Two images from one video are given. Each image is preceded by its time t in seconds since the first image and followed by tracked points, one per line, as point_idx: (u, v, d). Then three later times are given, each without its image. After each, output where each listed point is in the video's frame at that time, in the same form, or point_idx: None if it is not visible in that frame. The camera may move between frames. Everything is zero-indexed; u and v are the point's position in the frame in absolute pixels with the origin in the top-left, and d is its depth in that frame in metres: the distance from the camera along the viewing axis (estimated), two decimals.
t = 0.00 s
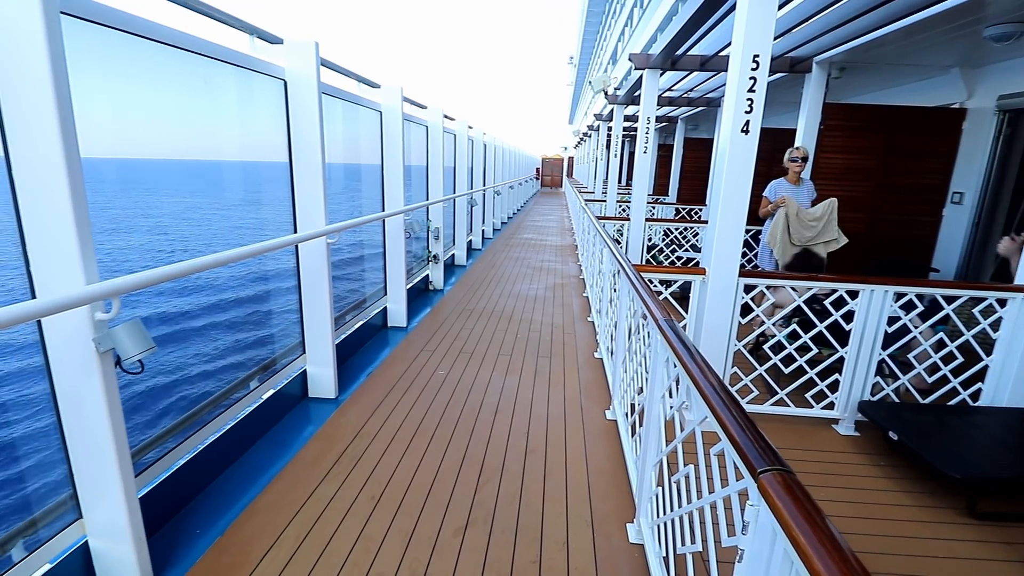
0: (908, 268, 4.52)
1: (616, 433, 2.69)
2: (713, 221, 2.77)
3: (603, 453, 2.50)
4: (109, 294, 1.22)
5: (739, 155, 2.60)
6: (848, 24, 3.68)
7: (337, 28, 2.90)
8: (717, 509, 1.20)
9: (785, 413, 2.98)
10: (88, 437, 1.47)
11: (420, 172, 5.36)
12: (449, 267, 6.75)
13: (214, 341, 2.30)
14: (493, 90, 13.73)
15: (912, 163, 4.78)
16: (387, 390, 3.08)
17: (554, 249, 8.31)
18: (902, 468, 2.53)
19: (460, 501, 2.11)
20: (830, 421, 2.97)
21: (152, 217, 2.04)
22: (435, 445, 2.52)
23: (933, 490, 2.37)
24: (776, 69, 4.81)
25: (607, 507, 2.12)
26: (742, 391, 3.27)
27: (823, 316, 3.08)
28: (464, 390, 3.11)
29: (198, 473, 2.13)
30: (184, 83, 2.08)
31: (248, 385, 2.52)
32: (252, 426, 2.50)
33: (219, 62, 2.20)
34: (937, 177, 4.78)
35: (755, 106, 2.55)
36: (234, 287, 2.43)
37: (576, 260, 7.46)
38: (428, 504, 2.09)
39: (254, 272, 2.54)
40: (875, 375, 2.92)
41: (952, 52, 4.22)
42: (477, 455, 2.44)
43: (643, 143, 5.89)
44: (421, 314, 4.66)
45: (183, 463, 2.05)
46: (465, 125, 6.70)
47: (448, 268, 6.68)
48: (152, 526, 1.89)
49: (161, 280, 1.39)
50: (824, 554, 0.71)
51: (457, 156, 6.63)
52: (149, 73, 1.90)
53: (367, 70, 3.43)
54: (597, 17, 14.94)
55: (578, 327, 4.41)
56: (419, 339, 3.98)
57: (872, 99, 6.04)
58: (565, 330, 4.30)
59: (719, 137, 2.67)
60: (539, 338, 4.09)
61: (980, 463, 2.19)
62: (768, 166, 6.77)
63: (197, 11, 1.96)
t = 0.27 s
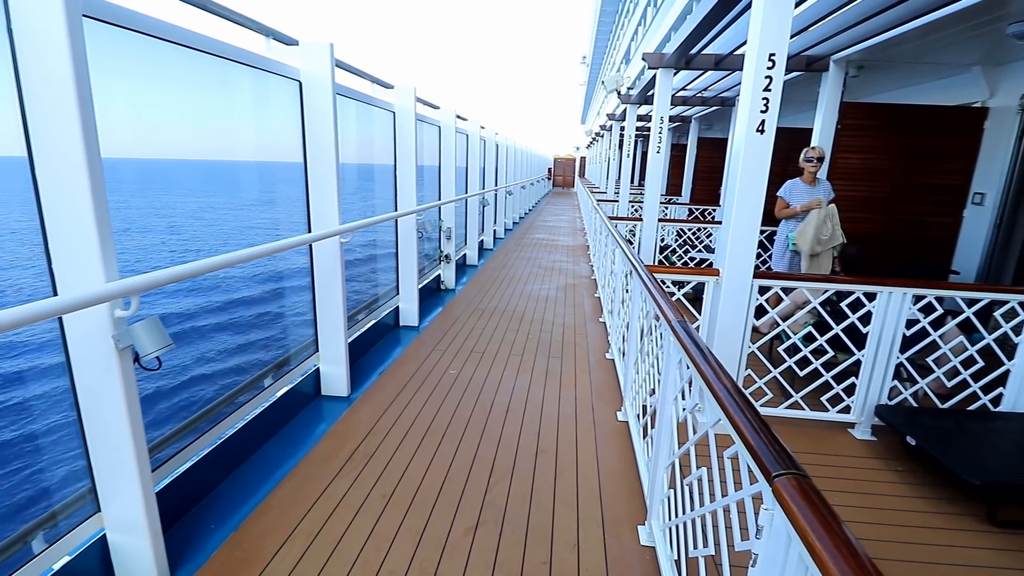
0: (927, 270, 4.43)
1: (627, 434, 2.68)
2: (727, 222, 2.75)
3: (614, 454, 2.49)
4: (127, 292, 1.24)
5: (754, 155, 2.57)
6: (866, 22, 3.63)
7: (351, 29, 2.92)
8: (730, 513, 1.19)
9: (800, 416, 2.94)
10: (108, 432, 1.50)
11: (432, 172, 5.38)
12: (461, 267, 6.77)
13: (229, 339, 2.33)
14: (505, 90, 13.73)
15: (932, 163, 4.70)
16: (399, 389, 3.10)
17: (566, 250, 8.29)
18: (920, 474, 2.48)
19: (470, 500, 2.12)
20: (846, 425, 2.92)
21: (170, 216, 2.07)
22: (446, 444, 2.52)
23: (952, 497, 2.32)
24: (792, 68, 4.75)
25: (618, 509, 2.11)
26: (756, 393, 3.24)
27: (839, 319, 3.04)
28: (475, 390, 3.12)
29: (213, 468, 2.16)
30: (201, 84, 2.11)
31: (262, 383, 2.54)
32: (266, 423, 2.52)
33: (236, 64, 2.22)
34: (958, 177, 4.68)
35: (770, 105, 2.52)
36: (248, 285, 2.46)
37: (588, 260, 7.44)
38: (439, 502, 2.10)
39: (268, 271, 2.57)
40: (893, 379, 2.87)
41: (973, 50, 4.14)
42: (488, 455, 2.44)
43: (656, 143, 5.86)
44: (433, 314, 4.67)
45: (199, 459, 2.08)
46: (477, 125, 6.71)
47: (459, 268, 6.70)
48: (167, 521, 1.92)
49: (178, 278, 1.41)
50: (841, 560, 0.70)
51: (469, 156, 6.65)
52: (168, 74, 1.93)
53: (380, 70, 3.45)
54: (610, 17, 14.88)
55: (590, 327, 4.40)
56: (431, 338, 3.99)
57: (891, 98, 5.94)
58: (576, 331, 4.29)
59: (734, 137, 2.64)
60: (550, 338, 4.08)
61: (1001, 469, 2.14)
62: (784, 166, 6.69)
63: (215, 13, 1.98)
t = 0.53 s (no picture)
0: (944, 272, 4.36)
1: (637, 435, 2.66)
2: (740, 222, 2.72)
3: (624, 455, 2.48)
4: (144, 290, 1.26)
5: (768, 155, 2.55)
6: (883, 21, 3.58)
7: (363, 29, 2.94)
8: (741, 516, 1.18)
9: (813, 419, 2.91)
10: (124, 428, 1.52)
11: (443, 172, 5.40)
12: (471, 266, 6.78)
13: (242, 337, 2.36)
14: (516, 90, 13.73)
15: (950, 163, 4.62)
16: (409, 388, 3.11)
17: (576, 250, 8.27)
18: (937, 480, 2.44)
19: (480, 500, 2.12)
20: (860, 428, 2.89)
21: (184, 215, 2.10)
22: (455, 443, 2.53)
23: (970, 503, 2.28)
24: (807, 67, 4.70)
25: (628, 511, 2.10)
26: (768, 396, 3.20)
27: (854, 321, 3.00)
28: (485, 389, 3.12)
29: (226, 465, 2.18)
30: (216, 85, 2.14)
31: (274, 381, 2.56)
32: (278, 421, 2.54)
33: (250, 64, 2.24)
34: (976, 178, 4.61)
35: (784, 104, 2.49)
36: (261, 284, 2.48)
37: (598, 261, 7.41)
38: (449, 501, 2.10)
39: (281, 270, 2.59)
40: (909, 382, 2.83)
41: (993, 48, 4.06)
42: (498, 454, 2.45)
43: (668, 143, 5.82)
44: (443, 313, 4.68)
45: (212, 455, 2.10)
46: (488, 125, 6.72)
47: (469, 268, 6.71)
48: (181, 516, 1.95)
49: (192, 276, 1.43)
50: (855, 564, 0.69)
51: (480, 156, 6.66)
52: (184, 76, 1.96)
53: (392, 71, 3.47)
54: (621, 16, 14.82)
55: (600, 328, 4.38)
56: (441, 338, 4.01)
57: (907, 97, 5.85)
58: (587, 331, 4.28)
59: (747, 136, 2.62)
60: (560, 338, 4.08)
61: (1020, 475, 2.10)
62: (797, 166, 6.62)
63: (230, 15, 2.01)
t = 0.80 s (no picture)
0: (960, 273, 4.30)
1: (647, 436, 2.65)
2: (753, 223, 2.69)
3: (633, 457, 2.47)
4: (158, 289, 1.27)
5: (780, 154, 2.52)
6: (899, 19, 3.52)
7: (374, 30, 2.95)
8: (752, 519, 1.17)
9: (826, 422, 2.88)
10: (139, 424, 1.54)
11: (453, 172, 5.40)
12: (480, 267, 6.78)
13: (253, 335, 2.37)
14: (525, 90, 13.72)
15: (967, 163, 4.55)
16: (418, 387, 3.12)
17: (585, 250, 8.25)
18: (953, 485, 2.40)
19: (488, 500, 2.12)
20: (874, 432, 2.85)
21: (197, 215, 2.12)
22: (464, 443, 2.53)
23: (987, 509, 2.24)
24: (820, 66, 4.64)
25: (637, 512, 2.09)
26: (780, 398, 3.17)
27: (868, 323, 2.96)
28: (494, 389, 3.13)
29: (237, 462, 2.20)
30: (230, 85, 2.16)
31: (286, 379, 2.58)
32: (289, 418, 2.56)
33: (263, 65, 2.26)
34: (994, 178, 4.53)
35: (798, 104, 2.46)
36: (273, 283, 2.50)
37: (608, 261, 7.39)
38: (457, 501, 2.11)
39: (292, 269, 2.61)
40: (924, 385, 2.79)
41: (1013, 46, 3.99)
42: (506, 454, 2.45)
43: (679, 143, 5.78)
44: (452, 313, 4.69)
45: (224, 452, 2.12)
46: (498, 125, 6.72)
47: (479, 268, 6.71)
48: (193, 512, 1.97)
49: (206, 275, 1.44)
50: (869, 569, 0.68)
51: (489, 157, 6.66)
52: (199, 77, 1.98)
53: (403, 71, 3.48)
54: (632, 16, 14.75)
55: (609, 328, 4.37)
56: (450, 337, 4.02)
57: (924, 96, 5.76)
58: (596, 332, 4.27)
59: (760, 136, 2.59)
60: (569, 338, 4.07)
61: None
62: (810, 166, 6.55)
63: (244, 16, 2.02)
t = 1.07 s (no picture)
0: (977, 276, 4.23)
1: (657, 438, 2.64)
2: (765, 223, 2.67)
3: (643, 458, 2.46)
4: (172, 287, 1.29)
5: (794, 154, 2.49)
6: (916, 17, 3.47)
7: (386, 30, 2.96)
8: (765, 523, 1.16)
9: (840, 425, 2.84)
10: (154, 421, 1.56)
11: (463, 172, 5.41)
12: (490, 266, 6.79)
13: (265, 334, 2.40)
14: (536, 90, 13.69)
15: (985, 163, 4.47)
16: (428, 387, 3.13)
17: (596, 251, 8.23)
18: (971, 491, 2.35)
19: (497, 499, 2.12)
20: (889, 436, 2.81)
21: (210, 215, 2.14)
22: (474, 442, 2.54)
23: (1004, 516, 2.20)
24: (835, 65, 4.59)
25: (647, 514, 2.08)
26: (793, 401, 3.14)
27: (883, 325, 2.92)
28: (503, 389, 3.13)
29: (249, 459, 2.22)
30: (243, 87, 2.18)
31: (297, 377, 2.60)
32: (300, 416, 2.58)
33: (276, 66, 2.28)
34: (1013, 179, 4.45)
35: (812, 103, 2.44)
36: (284, 282, 2.52)
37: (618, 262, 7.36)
38: (467, 500, 2.11)
39: (303, 269, 2.63)
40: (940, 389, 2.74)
41: None
42: (516, 454, 2.45)
43: (690, 142, 5.75)
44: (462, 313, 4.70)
45: (236, 449, 2.14)
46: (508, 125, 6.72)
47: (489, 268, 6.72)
48: (206, 508, 1.99)
49: (220, 274, 1.46)
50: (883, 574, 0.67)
51: (500, 157, 6.66)
52: (213, 78, 2.01)
53: (414, 71, 3.50)
54: (644, 15, 14.68)
55: (620, 329, 4.35)
56: (460, 337, 4.02)
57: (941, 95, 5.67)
58: (606, 332, 4.26)
59: (773, 136, 2.57)
60: (579, 339, 4.06)
61: None
62: (824, 166, 6.47)
63: (257, 18, 2.04)
